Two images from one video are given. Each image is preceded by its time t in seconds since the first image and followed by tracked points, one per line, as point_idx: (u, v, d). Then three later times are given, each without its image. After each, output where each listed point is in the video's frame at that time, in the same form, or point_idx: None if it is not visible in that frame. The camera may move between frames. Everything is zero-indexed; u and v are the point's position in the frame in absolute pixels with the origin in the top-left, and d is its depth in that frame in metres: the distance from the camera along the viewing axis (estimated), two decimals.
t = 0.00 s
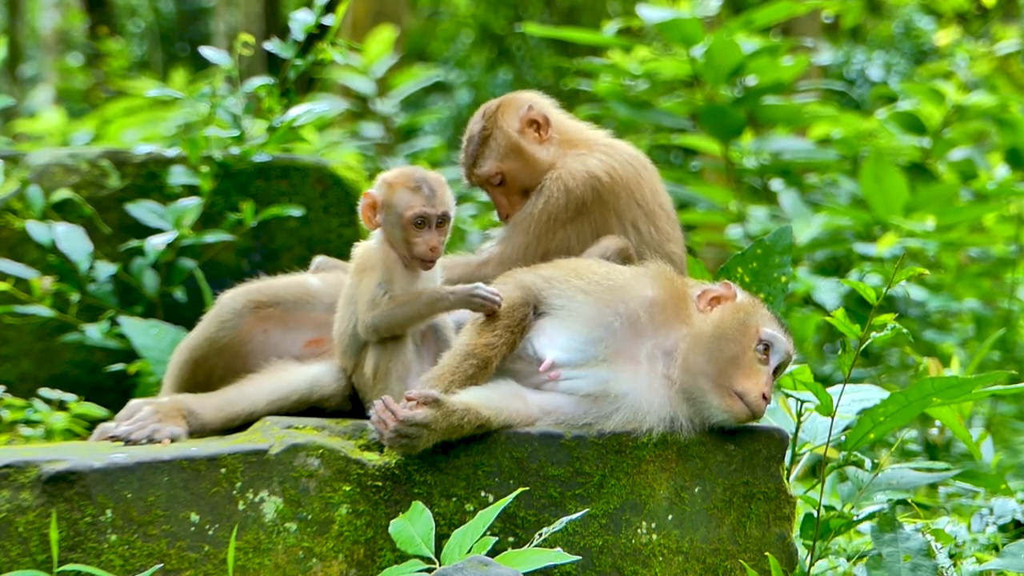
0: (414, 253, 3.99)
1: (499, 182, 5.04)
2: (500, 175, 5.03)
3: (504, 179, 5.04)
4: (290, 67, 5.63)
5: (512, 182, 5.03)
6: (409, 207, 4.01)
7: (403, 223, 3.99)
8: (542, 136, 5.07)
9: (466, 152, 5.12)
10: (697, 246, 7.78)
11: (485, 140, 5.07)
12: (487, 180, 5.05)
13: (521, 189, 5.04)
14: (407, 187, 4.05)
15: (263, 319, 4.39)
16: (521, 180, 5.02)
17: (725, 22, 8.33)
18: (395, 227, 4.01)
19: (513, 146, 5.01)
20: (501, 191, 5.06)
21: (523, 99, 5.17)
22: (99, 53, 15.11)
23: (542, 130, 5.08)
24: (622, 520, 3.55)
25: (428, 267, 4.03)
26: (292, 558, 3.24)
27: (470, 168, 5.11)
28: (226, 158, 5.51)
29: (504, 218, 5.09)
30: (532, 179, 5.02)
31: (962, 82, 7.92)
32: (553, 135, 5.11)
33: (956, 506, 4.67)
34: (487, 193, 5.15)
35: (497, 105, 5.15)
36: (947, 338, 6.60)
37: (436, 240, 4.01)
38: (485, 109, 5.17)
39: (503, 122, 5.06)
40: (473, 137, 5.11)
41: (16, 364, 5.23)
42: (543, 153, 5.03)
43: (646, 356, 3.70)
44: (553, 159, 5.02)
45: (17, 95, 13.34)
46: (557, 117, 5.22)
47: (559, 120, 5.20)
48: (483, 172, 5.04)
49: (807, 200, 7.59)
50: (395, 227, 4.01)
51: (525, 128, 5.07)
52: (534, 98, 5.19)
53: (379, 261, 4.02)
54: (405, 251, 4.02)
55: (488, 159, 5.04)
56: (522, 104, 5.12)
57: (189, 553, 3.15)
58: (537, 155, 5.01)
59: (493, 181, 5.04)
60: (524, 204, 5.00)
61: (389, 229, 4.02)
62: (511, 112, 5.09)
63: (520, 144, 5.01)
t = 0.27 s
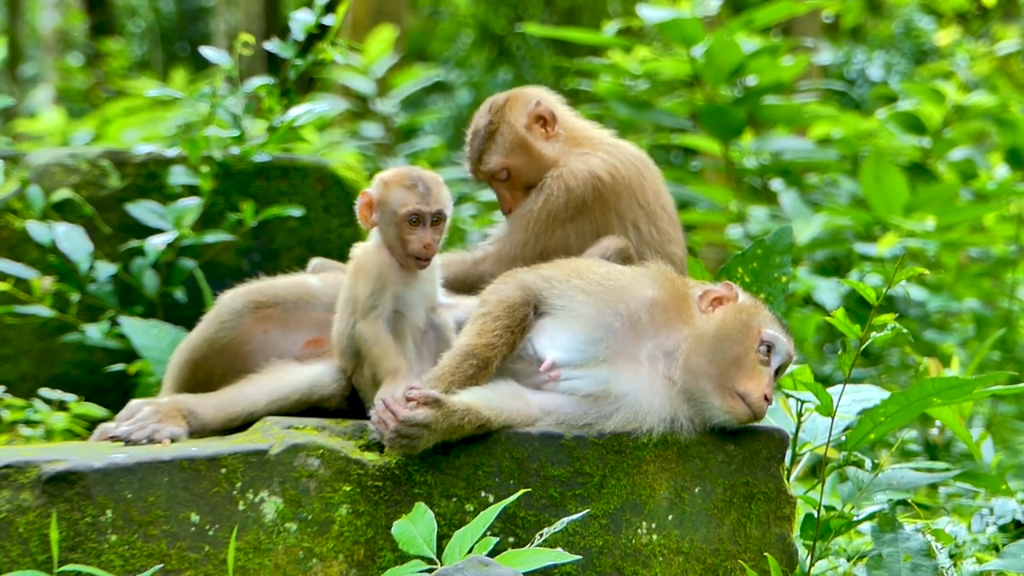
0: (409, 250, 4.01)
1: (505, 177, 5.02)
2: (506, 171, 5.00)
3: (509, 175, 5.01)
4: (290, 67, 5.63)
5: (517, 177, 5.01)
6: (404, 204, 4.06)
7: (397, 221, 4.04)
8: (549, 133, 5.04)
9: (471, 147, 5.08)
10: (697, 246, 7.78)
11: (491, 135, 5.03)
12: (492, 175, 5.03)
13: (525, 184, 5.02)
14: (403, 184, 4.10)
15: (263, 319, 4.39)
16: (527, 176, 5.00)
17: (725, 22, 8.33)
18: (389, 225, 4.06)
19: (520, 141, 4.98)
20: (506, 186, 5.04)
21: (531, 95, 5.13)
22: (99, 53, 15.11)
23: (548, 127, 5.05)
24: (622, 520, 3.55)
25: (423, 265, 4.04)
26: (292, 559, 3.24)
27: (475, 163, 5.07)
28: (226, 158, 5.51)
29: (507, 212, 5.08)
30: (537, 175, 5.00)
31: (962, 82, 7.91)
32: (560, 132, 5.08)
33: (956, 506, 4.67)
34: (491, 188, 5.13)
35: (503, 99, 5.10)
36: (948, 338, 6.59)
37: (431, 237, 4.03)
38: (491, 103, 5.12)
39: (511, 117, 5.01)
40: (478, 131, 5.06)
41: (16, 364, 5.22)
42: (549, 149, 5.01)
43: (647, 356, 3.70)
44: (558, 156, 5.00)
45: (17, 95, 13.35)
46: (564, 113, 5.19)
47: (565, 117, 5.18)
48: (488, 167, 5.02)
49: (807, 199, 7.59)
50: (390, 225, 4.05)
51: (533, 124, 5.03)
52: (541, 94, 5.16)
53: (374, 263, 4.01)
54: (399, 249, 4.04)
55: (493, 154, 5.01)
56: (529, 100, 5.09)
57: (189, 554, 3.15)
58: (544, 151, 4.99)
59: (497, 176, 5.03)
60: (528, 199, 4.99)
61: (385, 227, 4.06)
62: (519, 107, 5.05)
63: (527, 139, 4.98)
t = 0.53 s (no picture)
0: (398, 239, 3.98)
1: (535, 147, 5.05)
2: (538, 141, 5.02)
3: (541, 146, 5.04)
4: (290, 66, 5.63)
5: (548, 149, 5.03)
6: (389, 196, 4.05)
7: (385, 214, 4.03)
8: (588, 114, 5.05)
9: (507, 111, 5.10)
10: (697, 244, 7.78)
11: (532, 103, 5.05)
12: (524, 142, 5.05)
13: (553, 160, 5.05)
14: (386, 178, 4.10)
15: (263, 317, 4.39)
16: (557, 150, 5.03)
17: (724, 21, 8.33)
18: (378, 220, 4.06)
19: (559, 115, 5.00)
20: (534, 157, 5.07)
21: (578, 73, 5.15)
22: (99, 52, 15.12)
23: (589, 108, 5.07)
24: (622, 519, 3.55)
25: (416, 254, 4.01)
26: (292, 557, 3.24)
27: (509, 127, 5.09)
28: (226, 157, 5.51)
29: (529, 181, 5.10)
30: (566, 152, 5.02)
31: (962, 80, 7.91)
32: (598, 117, 5.09)
33: (956, 504, 4.67)
34: (518, 155, 5.15)
35: (550, 72, 5.13)
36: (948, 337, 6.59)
37: (420, 224, 4.00)
38: (537, 73, 5.14)
39: (554, 90, 5.04)
40: (520, 97, 5.09)
41: (16, 363, 5.22)
42: (585, 130, 5.03)
43: (647, 355, 3.70)
44: (590, 142, 5.02)
45: (18, 94, 13.34)
46: (605, 101, 5.20)
47: (606, 105, 5.19)
48: (522, 135, 5.03)
49: (807, 198, 7.59)
50: (379, 220, 4.06)
51: (574, 102, 5.05)
52: (588, 75, 5.18)
53: (367, 268, 4.00)
54: (390, 241, 4.03)
55: (530, 122, 5.03)
56: (575, 78, 5.11)
57: (189, 552, 3.15)
58: (580, 130, 5.01)
59: (527, 146, 5.06)
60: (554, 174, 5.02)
61: (373, 223, 4.07)
62: (563, 84, 5.07)
63: (565, 116, 5.01)
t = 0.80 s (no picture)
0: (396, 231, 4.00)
1: (545, 146, 5.05)
2: (547, 140, 5.02)
3: (550, 144, 5.04)
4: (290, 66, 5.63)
5: (557, 148, 5.03)
6: (385, 189, 4.08)
7: (382, 208, 4.06)
8: (597, 113, 5.04)
9: (517, 111, 5.11)
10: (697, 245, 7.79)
11: (541, 102, 5.06)
12: (532, 141, 5.06)
13: (562, 158, 5.05)
14: (382, 174, 4.13)
15: (263, 318, 4.39)
16: (566, 149, 5.02)
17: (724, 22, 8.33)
18: (375, 215, 4.08)
19: (568, 114, 5.00)
20: (544, 155, 5.07)
21: (587, 73, 5.14)
22: (99, 52, 15.12)
23: (598, 107, 5.06)
24: (622, 519, 3.55)
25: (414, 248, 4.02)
26: (292, 558, 3.24)
27: (519, 126, 5.10)
28: (227, 157, 5.51)
29: (538, 180, 5.11)
30: (574, 152, 5.02)
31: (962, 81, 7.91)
32: (608, 116, 5.08)
33: (956, 505, 4.66)
34: (526, 154, 5.15)
35: (560, 71, 5.13)
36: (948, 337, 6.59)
37: (417, 216, 4.03)
38: (546, 73, 5.14)
39: (563, 89, 5.04)
40: (529, 96, 5.10)
41: (16, 363, 5.22)
42: (595, 129, 5.02)
43: (647, 355, 3.70)
44: (599, 142, 5.01)
45: (18, 94, 13.34)
46: (616, 102, 5.19)
47: (616, 106, 5.18)
48: (530, 134, 5.04)
49: (807, 199, 7.59)
50: (376, 216, 4.07)
51: (583, 101, 5.04)
52: (597, 74, 5.17)
53: (368, 268, 4.00)
54: (388, 235, 4.04)
55: (539, 121, 5.03)
56: (584, 77, 5.10)
57: (189, 552, 3.15)
58: (590, 129, 5.01)
59: (536, 146, 5.06)
60: (562, 173, 5.02)
61: (371, 220, 4.08)
62: (571, 82, 5.07)
63: (574, 115, 5.00)
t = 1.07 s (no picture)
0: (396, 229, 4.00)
1: (543, 145, 5.04)
2: (545, 139, 5.02)
3: (548, 143, 5.03)
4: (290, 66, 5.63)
5: (556, 147, 5.03)
6: (384, 187, 4.08)
7: (382, 207, 4.06)
8: (595, 112, 5.04)
9: (515, 111, 5.11)
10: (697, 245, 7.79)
11: (539, 101, 5.05)
12: (531, 141, 5.05)
13: (561, 158, 5.04)
14: (380, 173, 4.14)
15: (262, 318, 4.39)
16: (564, 148, 5.02)
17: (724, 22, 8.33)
18: (375, 214, 4.07)
19: (567, 113, 4.99)
20: (542, 155, 5.07)
21: (584, 72, 5.13)
22: (99, 52, 15.12)
23: (596, 105, 5.05)
24: (622, 519, 3.55)
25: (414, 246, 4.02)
26: (292, 558, 3.24)
27: (518, 126, 5.09)
28: (226, 157, 5.51)
29: (537, 179, 5.11)
30: (572, 151, 5.02)
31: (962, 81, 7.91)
32: (606, 115, 5.08)
33: (956, 505, 4.66)
34: (525, 153, 5.15)
35: (557, 70, 5.12)
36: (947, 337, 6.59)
37: (417, 213, 4.03)
38: (544, 73, 5.13)
39: (561, 88, 5.03)
40: (527, 96, 5.09)
41: (16, 363, 5.22)
42: (593, 128, 5.01)
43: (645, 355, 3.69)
44: (597, 141, 5.01)
45: (18, 94, 13.34)
46: (614, 101, 5.19)
47: (614, 104, 5.17)
48: (528, 134, 5.04)
49: (807, 198, 7.59)
50: (375, 215, 4.07)
51: (581, 100, 5.03)
52: (595, 73, 5.16)
53: (367, 267, 4.00)
54: (388, 233, 4.04)
55: (537, 120, 5.03)
56: (581, 76, 5.09)
57: (189, 552, 3.15)
58: (588, 128, 5.00)
59: (535, 145, 5.06)
60: (562, 172, 5.02)
61: (370, 218, 4.08)
62: (569, 81, 5.06)
63: (572, 114, 5.00)
